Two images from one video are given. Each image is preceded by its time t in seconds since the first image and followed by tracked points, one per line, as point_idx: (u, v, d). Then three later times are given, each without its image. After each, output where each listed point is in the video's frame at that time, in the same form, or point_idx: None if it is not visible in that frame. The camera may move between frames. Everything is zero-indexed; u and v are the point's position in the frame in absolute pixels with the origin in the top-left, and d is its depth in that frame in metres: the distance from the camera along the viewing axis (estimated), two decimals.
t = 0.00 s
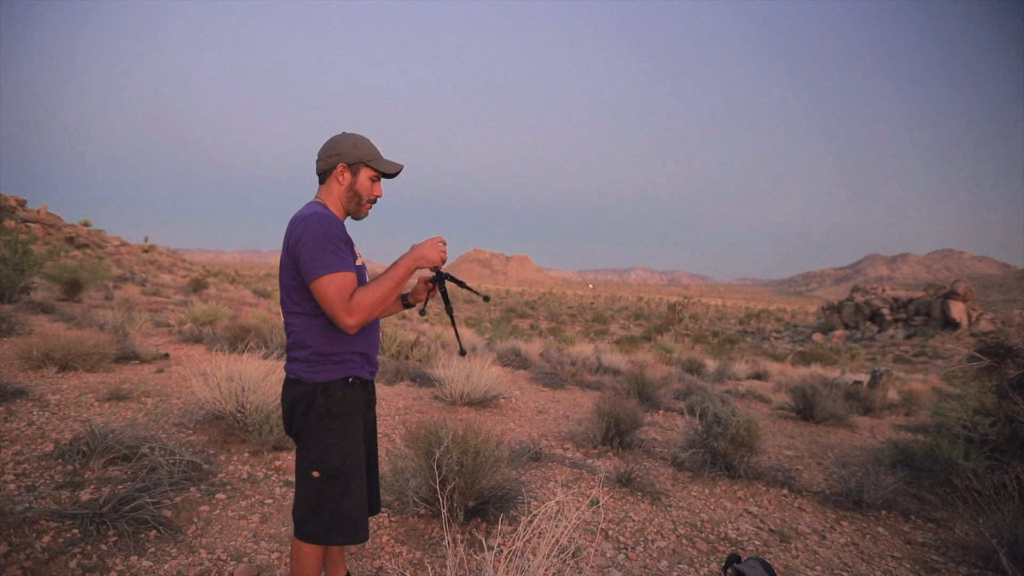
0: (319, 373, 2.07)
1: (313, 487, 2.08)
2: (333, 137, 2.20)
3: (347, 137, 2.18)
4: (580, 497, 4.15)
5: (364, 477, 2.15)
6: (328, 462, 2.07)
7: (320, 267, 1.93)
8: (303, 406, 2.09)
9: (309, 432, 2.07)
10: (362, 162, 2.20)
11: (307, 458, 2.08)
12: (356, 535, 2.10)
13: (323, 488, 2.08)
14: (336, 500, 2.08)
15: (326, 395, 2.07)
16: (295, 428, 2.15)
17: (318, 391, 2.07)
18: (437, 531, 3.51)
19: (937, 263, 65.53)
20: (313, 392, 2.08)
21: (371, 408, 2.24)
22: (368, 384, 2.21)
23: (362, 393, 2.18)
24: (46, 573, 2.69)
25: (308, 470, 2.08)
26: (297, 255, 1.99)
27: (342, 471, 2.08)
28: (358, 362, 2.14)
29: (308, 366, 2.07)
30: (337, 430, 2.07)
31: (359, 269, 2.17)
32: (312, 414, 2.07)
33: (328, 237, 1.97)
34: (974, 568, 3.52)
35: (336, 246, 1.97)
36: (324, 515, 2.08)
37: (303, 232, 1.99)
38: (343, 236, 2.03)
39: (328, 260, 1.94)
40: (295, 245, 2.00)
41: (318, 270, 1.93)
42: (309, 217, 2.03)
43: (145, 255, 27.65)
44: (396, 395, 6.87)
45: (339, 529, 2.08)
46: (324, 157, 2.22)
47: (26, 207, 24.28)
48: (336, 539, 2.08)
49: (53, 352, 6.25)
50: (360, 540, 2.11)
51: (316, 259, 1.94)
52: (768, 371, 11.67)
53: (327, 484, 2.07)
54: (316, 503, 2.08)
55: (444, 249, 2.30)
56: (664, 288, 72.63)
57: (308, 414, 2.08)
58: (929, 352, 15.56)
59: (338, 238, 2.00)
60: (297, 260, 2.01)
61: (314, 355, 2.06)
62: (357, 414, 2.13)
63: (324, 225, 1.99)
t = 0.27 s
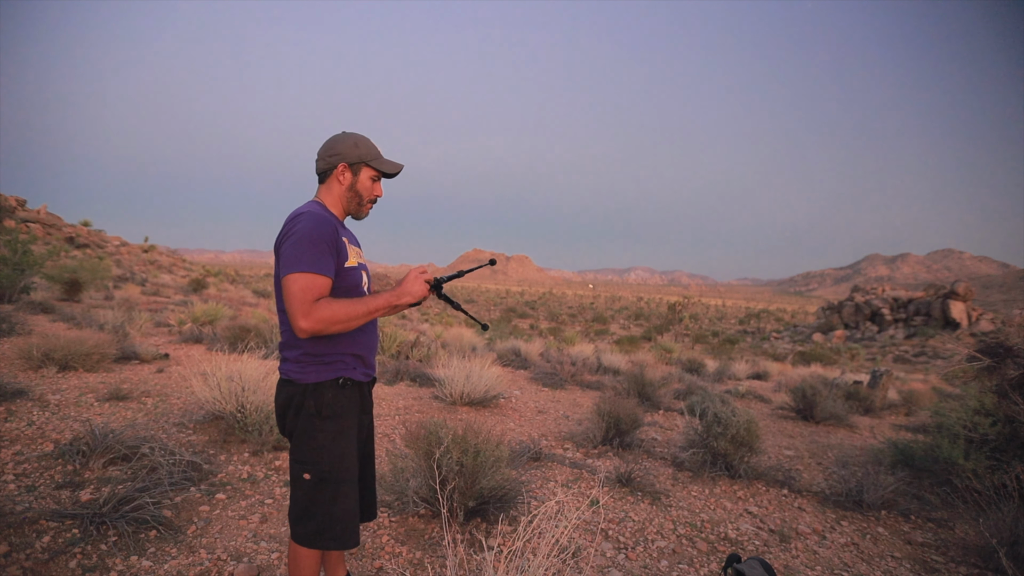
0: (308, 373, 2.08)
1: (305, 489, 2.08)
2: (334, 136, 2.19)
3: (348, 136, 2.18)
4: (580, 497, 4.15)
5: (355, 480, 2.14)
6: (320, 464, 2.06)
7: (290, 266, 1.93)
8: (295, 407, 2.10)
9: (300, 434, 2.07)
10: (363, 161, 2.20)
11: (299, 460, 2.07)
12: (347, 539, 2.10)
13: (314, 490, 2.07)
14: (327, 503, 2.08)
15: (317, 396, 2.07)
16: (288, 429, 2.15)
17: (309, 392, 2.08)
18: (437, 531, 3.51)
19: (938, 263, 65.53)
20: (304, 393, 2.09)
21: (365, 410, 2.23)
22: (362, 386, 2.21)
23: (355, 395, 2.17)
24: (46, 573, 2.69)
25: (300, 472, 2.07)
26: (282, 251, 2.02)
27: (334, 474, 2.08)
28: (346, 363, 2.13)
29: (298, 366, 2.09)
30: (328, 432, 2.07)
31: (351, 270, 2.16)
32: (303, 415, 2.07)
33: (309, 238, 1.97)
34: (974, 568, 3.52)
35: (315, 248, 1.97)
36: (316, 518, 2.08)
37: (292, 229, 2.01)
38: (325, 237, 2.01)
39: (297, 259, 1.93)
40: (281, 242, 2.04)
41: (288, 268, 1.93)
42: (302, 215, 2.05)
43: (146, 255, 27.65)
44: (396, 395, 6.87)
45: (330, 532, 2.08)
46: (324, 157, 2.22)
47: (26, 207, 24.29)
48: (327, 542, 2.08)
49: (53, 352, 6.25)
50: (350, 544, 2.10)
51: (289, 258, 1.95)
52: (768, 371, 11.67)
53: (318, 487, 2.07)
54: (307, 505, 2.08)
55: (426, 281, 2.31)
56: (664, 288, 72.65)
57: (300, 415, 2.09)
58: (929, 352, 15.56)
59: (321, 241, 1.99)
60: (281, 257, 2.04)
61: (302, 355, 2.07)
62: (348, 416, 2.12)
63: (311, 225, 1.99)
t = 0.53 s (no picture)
0: (304, 374, 2.08)
1: (302, 490, 2.07)
2: (328, 134, 2.20)
3: (342, 133, 2.19)
4: (580, 497, 4.15)
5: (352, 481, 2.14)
6: (316, 465, 2.06)
7: (279, 269, 1.93)
8: (291, 408, 2.10)
9: (297, 435, 2.07)
10: (358, 159, 2.20)
11: (296, 461, 2.07)
12: (344, 540, 2.10)
13: (311, 492, 2.07)
14: (324, 504, 2.08)
15: (314, 396, 2.07)
16: (285, 430, 2.15)
17: (306, 392, 2.08)
18: (437, 531, 3.51)
19: (938, 263, 65.53)
20: (301, 393, 2.08)
21: (362, 410, 2.23)
22: (359, 387, 2.21)
23: (352, 395, 2.17)
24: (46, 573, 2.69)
25: (297, 473, 2.07)
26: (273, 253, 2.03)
27: (331, 475, 2.08)
28: (342, 364, 2.13)
29: (295, 366, 2.08)
30: (324, 433, 2.07)
31: (346, 271, 2.16)
32: (300, 416, 2.07)
33: (298, 241, 1.96)
34: (974, 568, 3.52)
35: (304, 252, 1.96)
36: (313, 520, 2.07)
37: (283, 231, 2.02)
38: (316, 240, 2.01)
39: (286, 263, 1.93)
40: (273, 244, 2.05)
41: (277, 271, 1.94)
42: (294, 217, 2.05)
43: (146, 255, 27.65)
44: (396, 395, 6.87)
45: (327, 533, 2.08)
46: (320, 156, 2.22)
47: (26, 207, 24.29)
48: (324, 544, 2.07)
49: (53, 352, 6.25)
50: (347, 546, 2.10)
51: (278, 261, 1.95)
52: (768, 371, 11.67)
53: (315, 488, 2.07)
54: (304, 507, 2.07)
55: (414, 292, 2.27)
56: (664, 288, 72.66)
57: (297, 416, 2.09)
58: (929, 352, 15.55)
59: (310, 244, 1.98)
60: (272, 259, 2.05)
61: (299, 356, 2.07)
62: (345, 416, 2.12)
63: (301, 228, 1.99)
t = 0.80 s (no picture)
0: (301, 375, 2.07)
1: (298, 491, 2.07)
2: (327, 134, 2.21)
3: (341, 133, 2.19)
4: (580, 497, 4.15)
5: (349, 482, 2.15)
6: (313, 466, 2.06)
7: (274, 272, 1.93)
8: (288, 408, 2.09)
9: (294, 435, 2.07)
10: (356, 159, 2.19)
11: (292, 462, 2.07)
12: (339, 541, 2.10)
13: (308, 492, 2.07)
14: (320, 505, 2.08)
15: (311, 397, 2.07)
16: (282, 430, 2.15)
17: (303, 392, 2.08)
18: (437, 531, 3.51)
19: (938, 263, 65.53)
20: (298, 393, 2.08)
21: (359, 410, 2.24)
22: (357, 387, 2.21)
23: (350, 396, 2.17)
24: (46, 573, 2.69)
25: (294, 474, 2.07)
26: (269, 254, 2.03)
27: (327, 476, 2.08)
28: (339, 366, 2.12)
29: (291, 367, 2.08)
30: (321, 434, 2.07)
31: (344, 272, 2.16)
32: (297, 417, 2.07)
33: (294, 244, 1.96)
34: (974, 568, 3.52)
35: (299, 255, 1.96)
36: (309, 521, 2.07)
37: (280, 232, 2.02)
38: (313, 244, 2.00)
39: (280, 266, 1.93)
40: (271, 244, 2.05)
41: (272, 273, 1.94)
42: (292, 219, 2.05)
43: (145, 255, 27.64)
44: (396, 395, 6.87)
45: (323, 534, 2.08)
46: (319, 155, 2.23)
47: (26, 207, 24.28)
48: (321, 545, 2.08)
49: (53, 352, 6.25)
50: (343, 547, 2.11)
51: (274, 264, 1.95)
52: (768, 371, 11.67)
53: (312, 489, 2.07)
54: (300, 508, 2.08)
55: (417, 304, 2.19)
56: (663, 288, 72.67)
57: (294, 416, 2.08)
58: (929, 352, 15.56)
59: (306, 247, 1.98)
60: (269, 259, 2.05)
61: (295, 357, 2.06)
62: (342, 417, 2.13)
63: (298, 231, 1.99)
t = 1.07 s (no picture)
0: (301, 374, 2.07)
1: (299, 491, 2.07)
2: (334, 135, 2.20)
3: (348, 135, 2.19)
4: (580, 497, 4.15)
5: (350, 482, 2.15)
6: (314, 466, 2.06)
7: (276, 271, 1.93)
8: (288, 408, 2.10)
9: (295, 435, 2.07)
10: (362, 161, 2.20)
11: (292, 462, 2.07)
12: (340, 541, 2.10)
13: (308, 492, 2.07)
14: (321, 505, 2.08)
15: (311, 397, 2.07)
16: (282, 430, 2.15)
17: (304, 392, 2.08)
18: (437, 531, 3.51)
19: (938, 263, 65.53)
20: (299, 393, 2.08)
21: (360, 410, 2.24)
22: (357, 387, 2.21)
23: (350, 395, 2.17)
24: (46, 573, 2.69)
25: (294, 474, 2.07)
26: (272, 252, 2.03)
27: (327, 476, 2.08)
28: (339, 365, 2.12)
29: (292, 366, 2.08)
30: (321, 434, 2.07)
31: (346, 273, 2.16)
32: (298, 417, 2.07)
33: (297, 243, 1.96)
34: (974, 568, 3.52)
35: (302, 254, 1.96)
36: (310, 521, 2.07)
37: (284, 231, 2.02)
38: (315, 244, 2.00)
39: (283, 264, 1.93)
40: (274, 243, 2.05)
41: (274, 272, 1.94)
42: (295, 219, 2.05)
43: (146, 255, 27.64)
44: (396, 395, 6.87)
45: (324, 534, 2.08)
46: (326, 155, 2.22)
47: (26, 207, 24.29)
48: (321, 545, 2.08)
49: (53, 352, 6.25)
50: (344, 547, 2.11)
51: (276, 263, 1.95)
52: (768, 371, 11.67)
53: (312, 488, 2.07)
54: (301, 508, 2.07)
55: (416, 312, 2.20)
56: (663, 288, 72.69)
57: (294, 416, 2.08)
58: (929, 352, 15.55)
59: (309, 247, 1.98)
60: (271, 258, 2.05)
61: (296, 356, 2.06)
62: (342, 416, 2.13)
63: (302, 230, 1.99)
